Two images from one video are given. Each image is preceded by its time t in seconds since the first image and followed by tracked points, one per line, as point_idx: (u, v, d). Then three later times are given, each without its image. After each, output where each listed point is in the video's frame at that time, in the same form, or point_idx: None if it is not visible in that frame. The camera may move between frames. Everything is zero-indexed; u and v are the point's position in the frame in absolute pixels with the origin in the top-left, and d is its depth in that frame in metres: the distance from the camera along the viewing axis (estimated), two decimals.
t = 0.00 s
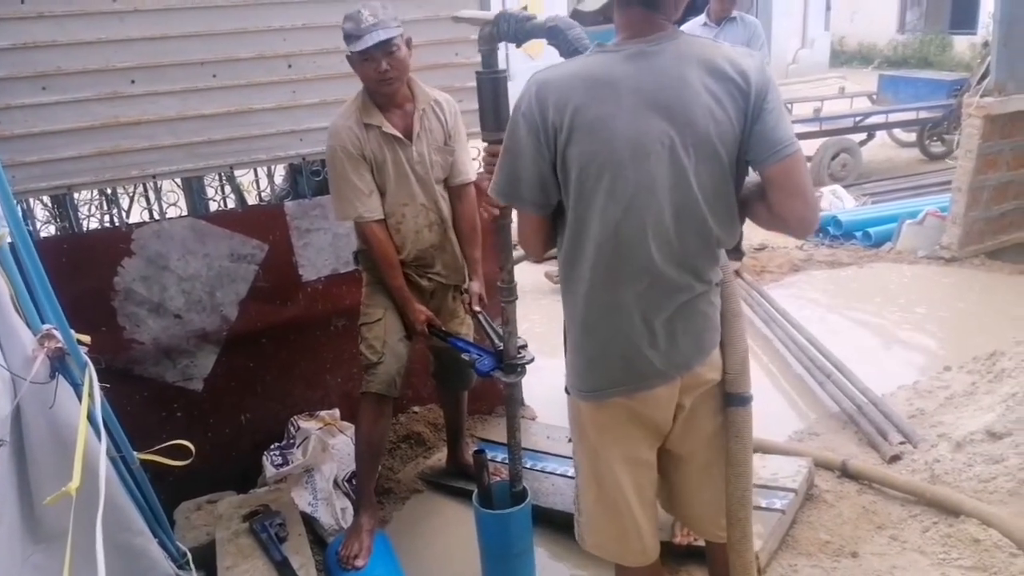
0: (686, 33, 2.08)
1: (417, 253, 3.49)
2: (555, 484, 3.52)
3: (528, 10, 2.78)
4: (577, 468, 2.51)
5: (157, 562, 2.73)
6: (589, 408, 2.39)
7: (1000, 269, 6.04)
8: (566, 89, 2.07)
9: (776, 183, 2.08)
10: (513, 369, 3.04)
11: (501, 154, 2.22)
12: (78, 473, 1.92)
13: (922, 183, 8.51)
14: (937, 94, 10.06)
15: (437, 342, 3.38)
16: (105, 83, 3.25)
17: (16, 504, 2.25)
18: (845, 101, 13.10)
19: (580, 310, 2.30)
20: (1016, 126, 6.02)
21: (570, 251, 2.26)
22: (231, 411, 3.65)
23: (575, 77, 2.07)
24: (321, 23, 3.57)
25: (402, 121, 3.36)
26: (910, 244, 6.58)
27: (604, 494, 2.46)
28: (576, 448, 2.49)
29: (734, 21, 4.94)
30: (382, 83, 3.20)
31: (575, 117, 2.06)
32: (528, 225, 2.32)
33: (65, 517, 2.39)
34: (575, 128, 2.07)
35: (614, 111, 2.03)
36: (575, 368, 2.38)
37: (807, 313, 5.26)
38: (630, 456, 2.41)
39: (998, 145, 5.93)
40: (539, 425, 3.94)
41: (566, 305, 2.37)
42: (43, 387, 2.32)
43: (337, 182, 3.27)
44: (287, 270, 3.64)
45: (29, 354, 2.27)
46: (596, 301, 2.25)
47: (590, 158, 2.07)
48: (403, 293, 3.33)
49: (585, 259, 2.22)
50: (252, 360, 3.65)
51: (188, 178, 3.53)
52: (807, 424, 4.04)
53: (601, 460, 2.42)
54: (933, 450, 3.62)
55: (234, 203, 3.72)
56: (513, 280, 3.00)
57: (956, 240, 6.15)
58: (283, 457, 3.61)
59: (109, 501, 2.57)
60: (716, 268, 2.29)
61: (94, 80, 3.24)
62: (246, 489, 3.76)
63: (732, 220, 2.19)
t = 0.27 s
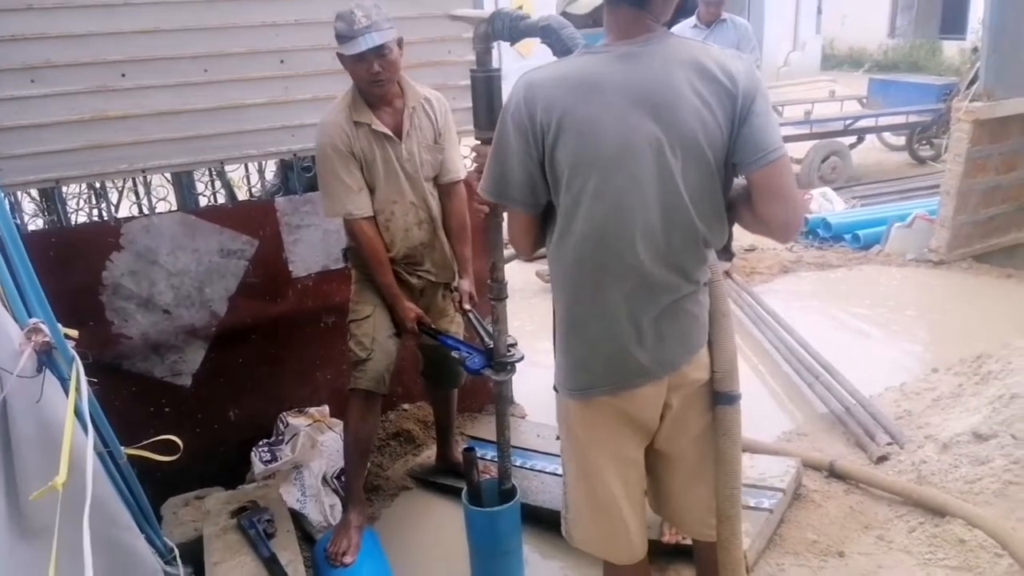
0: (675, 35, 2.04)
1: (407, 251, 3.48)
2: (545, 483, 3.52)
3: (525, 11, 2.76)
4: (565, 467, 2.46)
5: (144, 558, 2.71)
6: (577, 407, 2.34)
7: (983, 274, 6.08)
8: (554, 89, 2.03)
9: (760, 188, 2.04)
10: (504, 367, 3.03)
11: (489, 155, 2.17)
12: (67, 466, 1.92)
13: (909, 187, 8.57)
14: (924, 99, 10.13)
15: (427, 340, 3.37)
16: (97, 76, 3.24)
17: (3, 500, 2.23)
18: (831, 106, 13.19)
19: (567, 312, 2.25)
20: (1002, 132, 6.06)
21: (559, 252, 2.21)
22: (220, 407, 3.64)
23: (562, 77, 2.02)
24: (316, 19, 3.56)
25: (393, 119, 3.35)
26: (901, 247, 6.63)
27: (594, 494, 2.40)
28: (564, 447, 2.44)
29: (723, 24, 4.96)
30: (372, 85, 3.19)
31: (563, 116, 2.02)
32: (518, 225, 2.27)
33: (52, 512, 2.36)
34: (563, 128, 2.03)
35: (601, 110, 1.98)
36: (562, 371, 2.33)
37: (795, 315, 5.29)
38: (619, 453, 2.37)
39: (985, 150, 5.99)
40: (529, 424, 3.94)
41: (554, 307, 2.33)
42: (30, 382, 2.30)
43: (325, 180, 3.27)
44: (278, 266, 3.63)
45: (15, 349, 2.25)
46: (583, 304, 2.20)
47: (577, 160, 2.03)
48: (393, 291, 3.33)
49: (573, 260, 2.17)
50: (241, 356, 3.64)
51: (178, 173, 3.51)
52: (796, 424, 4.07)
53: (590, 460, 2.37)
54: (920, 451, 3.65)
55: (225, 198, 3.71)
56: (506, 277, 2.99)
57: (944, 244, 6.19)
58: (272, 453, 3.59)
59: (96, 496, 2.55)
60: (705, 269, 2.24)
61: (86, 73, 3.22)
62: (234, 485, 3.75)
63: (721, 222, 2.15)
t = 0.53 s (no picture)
0: (678, 29, 2.04)
1: (406, 245, 3.50)
2: (543, 478, 3.53)
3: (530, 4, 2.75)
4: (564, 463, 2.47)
5: (144, 551, 2.71)
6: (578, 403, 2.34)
7: (982, 273, 6.09)
8: (557, 84, 2.02)
9: (764, 182, 2.04)
10: (502, 361, 3.04)
11: (493, 150, 2.16)
12: (65, 460, 1.91)
13: (909, 185, 8.58)
14: (926, 97, 10.14)
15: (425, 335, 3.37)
16: (97, 68, 3.23)
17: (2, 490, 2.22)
18: (833, 103, 13.20)
19: (569, 306, 2.25)
20: (1003, 131, 6.07)
21: (561, 246, 2.21)
22: (219, 400, 3.65)
23: (566, 72, 2.02)
24: (317, 12, 3.56)
25: (391, 114, 3.35)
26: (899, 245, 6.64)
27: (593, 490, 2.41)
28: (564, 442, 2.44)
29: (724, 20, 4.96)
30: (375, 79, 3.20)
31: (566, 111, 2.02)
32: (520, 223, 2.25)
33: (52, 504, 2.36)
34: (566, 122, 2.02)
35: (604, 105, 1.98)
36: (564, 365, 2.33)
37: (794, 312, 5.30)
38: (618, 449, 2.37)
39: (987, 148, 5.99)
40: (528, 420, 3.95)
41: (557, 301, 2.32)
42: (31, 373, 2.30)
43: (325, 175, 3.27)
44: (278, 260, 3.64)
45: (17, 340, 2.25)
46: (584, 297, 2.20)
47: (581, 154, 2.02)
48: (391, 285, 3.34)
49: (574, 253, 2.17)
50: (240, 350, 3.64)
51: (178, 165, 3.51)
52: (795, 421, 4.08)
53: (591, 456, 2.38)
54: (919, 449, 3.66)
55: (225, 192, 3.72)
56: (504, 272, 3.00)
57: (943, 242, 6.20)
58: (272, 447, 3.62)
59: (95, 488, 2.54)
60: (707, 265, 2.25)
61: (86, 65, 3.21)
62: (234, 478, 3.76)
63: (724, 216, 2.15)
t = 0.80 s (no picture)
0: (686, 27, 2.04)
1: (406, 243, 3.50)
2: (545, 475, 3.53)
3: None
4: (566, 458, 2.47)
5: (147, 547, 2.71)
6: (581, 399, 2.34)
7: (985, 273, 6.10)
8: (566, 81, 2.02)
9: (773, 182, 2.05)
10: (503, 358, 3.04)
11: (500, 147, 2.16)
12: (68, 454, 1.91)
13: (913, 184, 8.59)
14: (930, 97, 10.15)
15: (426, 332, 3.36)
16: (99, 64, 3.24)
17: (5, 483, 2.22)
18: (836, 103, 13.20)
19: (574, 303, 2.25)
20: (1007, 131, 6.07)
21: (567, 243, 2.21)
22: (221, 397, 3.65)
23: (574, 69, 2.01)
24: (320, 9, 3.57)
25: (391, 112, 3.36)
26: (902, 245, 6.65)
27: (595, 488, 2.41)
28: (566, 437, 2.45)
29: (726, 19, 4.96)
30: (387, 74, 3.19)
31: (574, 109, 2.01)
32: (525, 220, 2.25)
33: (54, 500, 2.36)
34: (574, 119, 2.02)
35: (613, 103, 1.98)
36: (568, 362, 2.33)
37: (796, 311, 5.31)
38: (620, 448, 2.38)
39: (990, 148, 5.99)
40: (530, 417, 3.96)
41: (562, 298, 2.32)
42: (34, 369, 2.30)
43: (325, 173, 3.27)
44: (280, 257, 3.64)
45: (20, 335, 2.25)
46: (589, 295, 2.20)
47: (590, 151, 2.02)
48: (392, 283, 3.33)
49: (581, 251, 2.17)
50: (243, 347, 3.65)
51: (181, 162, 3.51)
52: (797, 421, 4.08)
53: (593, 452, 2.38)
54: (920, 448, 3.67)
55: (228, 189, 3.73)
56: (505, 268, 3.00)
57: (946, 242, 6.21)
58: (274, 443, 3.63)
59: (98, 483, 2.54)
60: (712, 263, 2.25)
61: (90, 61, 3.22)
62: (235, 475, 3.77)
63: (729, 214, 2.16)
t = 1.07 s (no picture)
0: (689, 24, 2.03)
1: (402, 240, 3.48)
2: (540, 473, 3.52)
3: None
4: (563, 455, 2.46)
5: (142, 545, 2.70)
6: (580, 396, 2.33)
7: (980, 273, 6.11)
8: (572, 78, 2.01)
9: (772, 182, 2.06)
10: (499, 355, 3.02)
11: (502, 143, 2.14)
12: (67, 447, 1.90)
13: (908, 184, 8.61)
14: (925, 96, 10.17)
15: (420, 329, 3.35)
16: (95, 58, 3.22)
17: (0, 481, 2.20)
18: (831, 101, 13.22)
19: (574, 299, 2.24)
20: (1002, 131, 6.08)
21: (569, 239, 2.20)
22: (216, 393, 3.64)
23: (580, 66, 2.00)
24: (317, 5, 3.56)
25: (386, 108, 3.35)
26: (898, 244, 6.67)
27: (594, 486, 2.40)
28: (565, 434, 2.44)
29: (722, 17, 4.97)
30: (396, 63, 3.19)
31: (579, 105, 2.00)
32: (528, 217, 2.24)
33: (50, 497, 2.34)
34: (579, 116, 2.01)
35: (619, 99, 1.97)
36: (568, 359, 2.33)
37: (793, 310, 5.32)
38: (619, 445, 2.37)
39: (984, 148, 6.00)
40: (526, 415, 3.95)
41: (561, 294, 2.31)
42: (31, 365, 2.28)
43: (320, 170, 3.24)
44: (275, 253, 3.63)
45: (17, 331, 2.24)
46: (591, 291, 2.20)
47: (594, 147, 2.01)
48: (386, 279, 3.32)
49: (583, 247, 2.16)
50: (238, 343, 3.64)
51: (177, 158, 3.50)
52: (792, 419, 4.09)
53: (592, 449, 2.37)
54: (915, 447, 3.67)
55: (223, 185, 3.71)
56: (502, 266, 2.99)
57: (942, 241, 6.24)
58: (269, 440, 3.61)
59: (94, 480, 2.53)
60: (711, 261, 2.25)
61: (86, 55, 3.20)
62: (230, 472, 3.76)
63: (729, 212, 2.16)
